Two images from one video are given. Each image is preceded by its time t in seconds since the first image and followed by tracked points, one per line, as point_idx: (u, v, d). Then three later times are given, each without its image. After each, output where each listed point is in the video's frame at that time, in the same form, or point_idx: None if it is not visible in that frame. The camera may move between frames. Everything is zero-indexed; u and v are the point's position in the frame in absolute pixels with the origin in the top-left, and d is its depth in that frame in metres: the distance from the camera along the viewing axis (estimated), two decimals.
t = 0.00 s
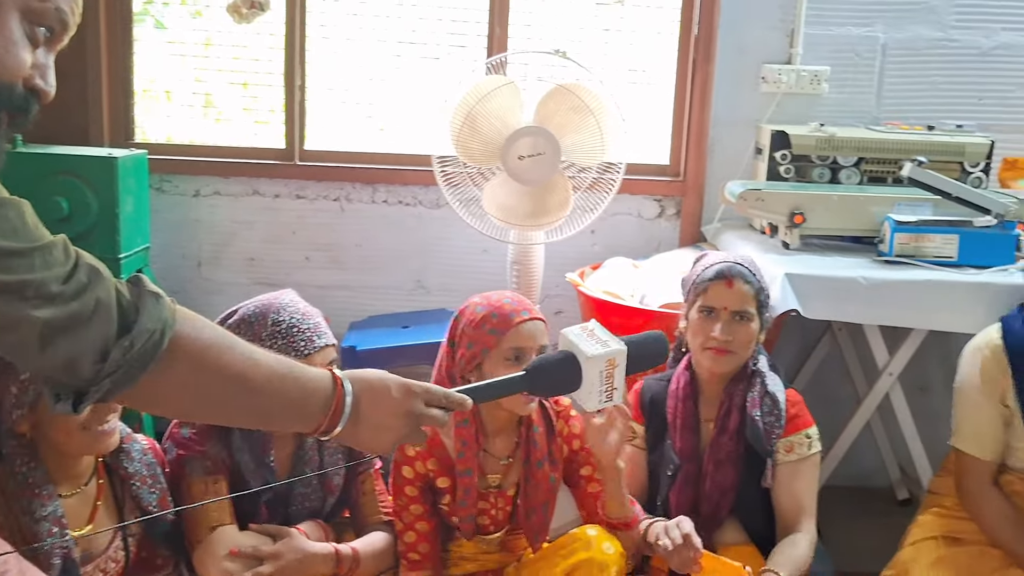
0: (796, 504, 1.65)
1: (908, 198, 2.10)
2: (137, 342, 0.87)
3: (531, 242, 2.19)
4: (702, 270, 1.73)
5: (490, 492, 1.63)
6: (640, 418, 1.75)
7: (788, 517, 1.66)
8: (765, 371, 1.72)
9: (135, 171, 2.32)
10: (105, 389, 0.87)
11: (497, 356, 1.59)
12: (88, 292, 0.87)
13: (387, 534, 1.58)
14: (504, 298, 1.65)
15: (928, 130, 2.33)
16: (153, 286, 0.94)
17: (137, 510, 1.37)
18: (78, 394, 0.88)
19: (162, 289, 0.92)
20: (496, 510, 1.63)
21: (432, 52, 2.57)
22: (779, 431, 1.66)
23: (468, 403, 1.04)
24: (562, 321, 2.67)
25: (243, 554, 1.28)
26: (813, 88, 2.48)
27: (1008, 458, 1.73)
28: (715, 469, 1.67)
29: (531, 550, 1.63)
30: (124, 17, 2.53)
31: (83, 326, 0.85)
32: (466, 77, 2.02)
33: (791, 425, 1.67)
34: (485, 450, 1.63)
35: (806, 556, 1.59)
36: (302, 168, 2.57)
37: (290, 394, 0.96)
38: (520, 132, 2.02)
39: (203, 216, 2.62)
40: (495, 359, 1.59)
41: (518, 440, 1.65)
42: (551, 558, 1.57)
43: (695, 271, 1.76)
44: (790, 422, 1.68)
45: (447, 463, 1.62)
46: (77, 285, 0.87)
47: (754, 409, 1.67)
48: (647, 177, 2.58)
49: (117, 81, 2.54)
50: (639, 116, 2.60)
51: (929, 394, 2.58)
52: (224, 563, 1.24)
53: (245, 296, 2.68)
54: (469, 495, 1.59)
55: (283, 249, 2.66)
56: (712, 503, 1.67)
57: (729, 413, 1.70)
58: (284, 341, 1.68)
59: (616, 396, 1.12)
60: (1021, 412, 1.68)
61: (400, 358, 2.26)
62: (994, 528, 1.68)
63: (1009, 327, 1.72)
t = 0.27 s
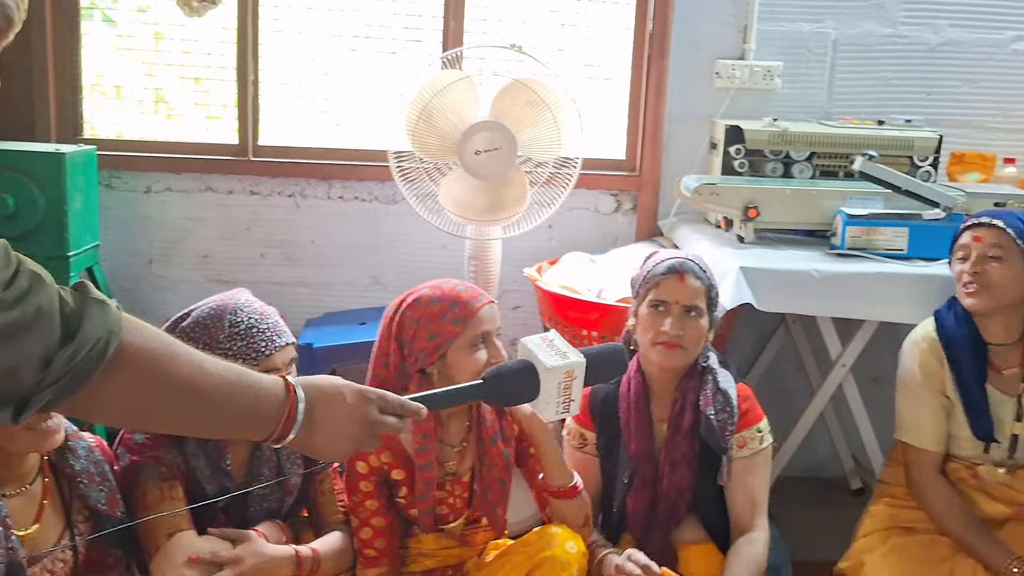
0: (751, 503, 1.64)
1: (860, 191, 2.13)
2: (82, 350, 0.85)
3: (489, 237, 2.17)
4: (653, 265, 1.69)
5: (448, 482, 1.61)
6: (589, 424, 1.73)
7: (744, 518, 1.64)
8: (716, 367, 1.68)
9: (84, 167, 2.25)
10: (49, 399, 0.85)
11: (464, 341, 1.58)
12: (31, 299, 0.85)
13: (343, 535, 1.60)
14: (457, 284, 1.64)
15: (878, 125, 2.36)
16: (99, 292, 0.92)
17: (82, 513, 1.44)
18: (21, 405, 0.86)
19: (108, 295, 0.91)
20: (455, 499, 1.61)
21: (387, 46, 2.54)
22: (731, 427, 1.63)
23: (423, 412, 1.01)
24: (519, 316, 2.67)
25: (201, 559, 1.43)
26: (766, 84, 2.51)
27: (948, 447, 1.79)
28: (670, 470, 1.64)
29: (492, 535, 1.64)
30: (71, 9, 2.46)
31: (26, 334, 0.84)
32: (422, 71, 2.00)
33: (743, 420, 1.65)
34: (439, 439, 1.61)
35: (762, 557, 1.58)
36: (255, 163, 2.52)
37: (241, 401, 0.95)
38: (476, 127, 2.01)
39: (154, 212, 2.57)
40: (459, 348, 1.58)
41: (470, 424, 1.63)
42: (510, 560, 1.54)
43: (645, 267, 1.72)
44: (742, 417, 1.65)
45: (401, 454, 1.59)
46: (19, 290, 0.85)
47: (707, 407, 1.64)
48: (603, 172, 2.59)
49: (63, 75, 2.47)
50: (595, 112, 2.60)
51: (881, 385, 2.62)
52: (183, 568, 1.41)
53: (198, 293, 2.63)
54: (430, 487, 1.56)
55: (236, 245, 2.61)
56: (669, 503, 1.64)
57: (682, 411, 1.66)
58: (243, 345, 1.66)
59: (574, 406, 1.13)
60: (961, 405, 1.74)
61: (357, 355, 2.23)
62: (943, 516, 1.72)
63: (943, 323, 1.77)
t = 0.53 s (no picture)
0: (723, 505, 1.60)
1: (830, 187, 2.14)
2: (44, 351, 0.83)
3: (461, 235, 2.16)
4: (615, 267, 1.63)
5: (421, 478, 1.59)
6: (554, 433, 1.69)
7: (716, 521, 1.60)
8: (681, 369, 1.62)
9: (48, 165, 2.20)
10: (10, 402, 0.83)
11: (432, 336, 1.57)
12: None
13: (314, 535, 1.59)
14: (421, 280, 1.62)
15: (849, 122, 2.38)
16: (63, 293, 0.90)
17: (47, 512, 1.42)
18: None
19: (72, 296, 0.89)
20: (427, 496, 1.60)
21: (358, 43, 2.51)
22: (701, 429, 1.58)
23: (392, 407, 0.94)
24: (493, 314, 2.66)
25: (172, 562, 1.41)
26: (738, 80, 2.51)
27: (915, 446, 1.80)
28: (641, 477, 1.59)
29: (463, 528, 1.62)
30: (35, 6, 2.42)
31: None
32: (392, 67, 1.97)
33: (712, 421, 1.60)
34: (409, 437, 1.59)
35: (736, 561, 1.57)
36: (225, 162, 2.48)
37: (208, 402, 0.93)
38: (447, 124, 1.99)
39: (121, 211, 2.52)
40: (429, 343, 1.57)
41: (440, 419, 1.62)
42: (487, 557, 1.53)
43: (607, 269, 1.65)
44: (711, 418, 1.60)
45: (370, 451, 1.57)
46: None
47: (675, 412, 1.59)
48: (576, 169, 2.58)
49: (27, 72, 2.43)
50: (568, 109, 2.59)
51: (852, 380, 2.64)
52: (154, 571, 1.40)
53: (167, 293, 2.59)
54: (403, 484, 1.55)
55: (205, 244, 2.57)
56: (642, 510, 1.60)
57: (650, 417, 1.60)
58: (215, 344, 1.63)
59: (545, 401, 1.12)
60: (927, 404, 1.75)
61: (329, 354, 2.21)
62: (915, 514, 1.73)
63: (908, 323, 1.79)
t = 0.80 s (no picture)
0: (696, 508, 1.60)
1: (802, 185, 2.15)
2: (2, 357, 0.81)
3: (434, 234, 2.15)
4: (580, 270, 1.62)
5: (394, 482, 1.58)
6: (524, 434, 1.67)
7: (691, 525, 1.60)
8: (651, 372, 1.62)
9: (14, 166, 2.16)
10: None
11: (400, 341, 1.55)
12: None
13: (286, 536, 1.57)
14: (390, 283, 1.60)
15: (819, 120, 2.39)
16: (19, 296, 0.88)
17: (14, 515, 1.40)
18: None
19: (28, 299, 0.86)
20: (399, 499, 1.58)
21: (329, 42, 2.48)
22: (672, 433, 1.58)
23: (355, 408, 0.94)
24: (467, 313, 2.65)
25: (143, 567, 1.40)
26: (709, 79, 2.52)
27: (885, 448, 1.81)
28: (611, 485, 1.59)
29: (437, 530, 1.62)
30: None
31: None
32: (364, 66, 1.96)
33: (683, 426, 1.60)
34: (379, 440, 1.57)
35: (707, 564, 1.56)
36: (195, 161, 2.45)
37: (170, 405, 0.91)
38: (419, 123, 1.98)
39: (90, 212, 2.48)
40: (396, 347, 1.55)
41: (411, 422, 1.60)
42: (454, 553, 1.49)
43: (572, 272, 1.64)
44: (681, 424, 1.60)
45: (340, 454, 1.55)
46: None
47: (644, 415, 1.58)
48: (549, 168, 2.58)
49: None
50: (541, 108, 2.59)
51: (823, 376, 2.66)
52: None
53: (137, 295, 2.55)
54: (373, 488, 1.53)
55: (175, 245, 2.53)
56: (611, 518, 1.59)
57: (619, 422, 1.61)
58: (186, 345, 1.60)
59: (510, 406, 1.10)
60: (895, 408, 1.77)
61: (302, 356, 2.19)
62: (889, 513, 1.73)
63: (872, 328, 1.80)
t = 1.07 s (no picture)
0: (684, 511, 1.58)
1: (779, 182, 2.16)
2: None
3: (414, 234, 2.13)
4: (563, 271, 1.61)
5: (371, 486, 1.58)
6: (506, 433, 1.66)
7: (679, 527, 1.58)
8: (633, 372, 1.63)
9: None
10: None
11: (373, 346, 1.55)
12: None
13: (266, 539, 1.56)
14: (366, 287, 1.59)
15: (796, 117, 2.40)
16: None
17: None
18: None
19: None
20: (377, 503, 1.59)
21: (306, 40, 2.46)
22: (654, 434, 1.58)
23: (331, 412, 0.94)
24: (446, 312, 2.64)
25: (119, 570, 1.38)
26: (687, 77, 2.52)
27: (863, 445, 1.81)
28: (592, 484, 1.58)
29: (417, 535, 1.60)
30: None
31: None
32: (341, 65, 1.93)
33: (664, 427, 1.59)
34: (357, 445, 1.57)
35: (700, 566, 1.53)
36: (171, 161, 2.42)
37: (141, 410, 0.90)
38: (397, 122, 1.97)
39: (65, 212, 2.44)
40: (370, 353, 1.55)
41: (389, 427, 1.59)
42: (433, 554, 1.47)
43: (555, 273, 1.63)
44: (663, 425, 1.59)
45: (319, 458, 1.54)
46: None
47: (626, 416, 1.59)
48: (527, 166, 2.57)
49: None
50: (520, 107, 2.58)
51: (801, 372, 2.68)
52: None
53: (113, 296, 2.52)
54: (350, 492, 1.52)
55: (152, 245, 2.50)
56: (592, 519, 1.58)
57: (601, 424, 1.60)
58: (163, 347, 1.58)
59: (486, 410, 1.08)
60: (872, 404, 1.78)
61: (281, 356, 2.17)
62: (870, 509, 1.74)
63: (849, 325, 1.82)
